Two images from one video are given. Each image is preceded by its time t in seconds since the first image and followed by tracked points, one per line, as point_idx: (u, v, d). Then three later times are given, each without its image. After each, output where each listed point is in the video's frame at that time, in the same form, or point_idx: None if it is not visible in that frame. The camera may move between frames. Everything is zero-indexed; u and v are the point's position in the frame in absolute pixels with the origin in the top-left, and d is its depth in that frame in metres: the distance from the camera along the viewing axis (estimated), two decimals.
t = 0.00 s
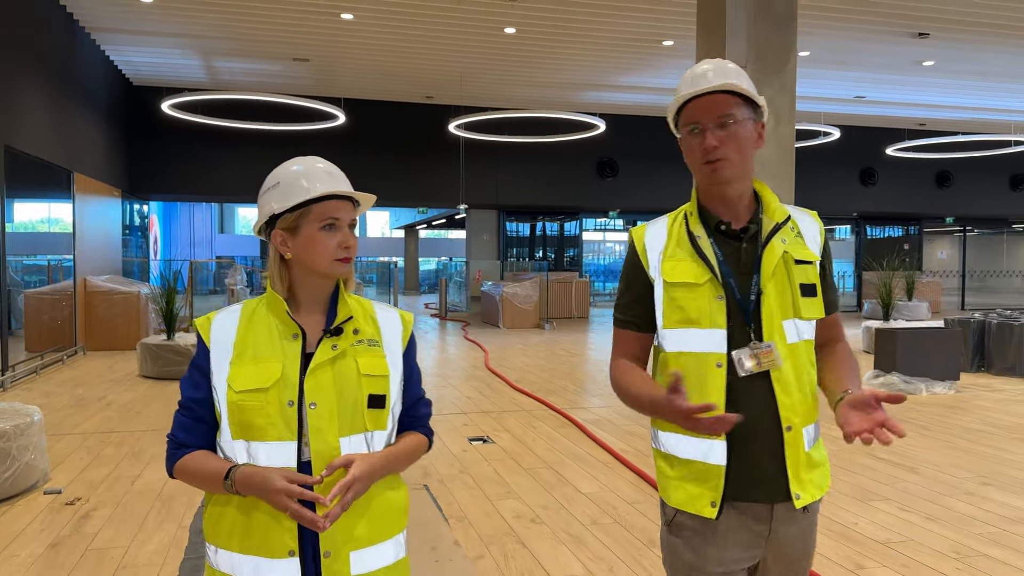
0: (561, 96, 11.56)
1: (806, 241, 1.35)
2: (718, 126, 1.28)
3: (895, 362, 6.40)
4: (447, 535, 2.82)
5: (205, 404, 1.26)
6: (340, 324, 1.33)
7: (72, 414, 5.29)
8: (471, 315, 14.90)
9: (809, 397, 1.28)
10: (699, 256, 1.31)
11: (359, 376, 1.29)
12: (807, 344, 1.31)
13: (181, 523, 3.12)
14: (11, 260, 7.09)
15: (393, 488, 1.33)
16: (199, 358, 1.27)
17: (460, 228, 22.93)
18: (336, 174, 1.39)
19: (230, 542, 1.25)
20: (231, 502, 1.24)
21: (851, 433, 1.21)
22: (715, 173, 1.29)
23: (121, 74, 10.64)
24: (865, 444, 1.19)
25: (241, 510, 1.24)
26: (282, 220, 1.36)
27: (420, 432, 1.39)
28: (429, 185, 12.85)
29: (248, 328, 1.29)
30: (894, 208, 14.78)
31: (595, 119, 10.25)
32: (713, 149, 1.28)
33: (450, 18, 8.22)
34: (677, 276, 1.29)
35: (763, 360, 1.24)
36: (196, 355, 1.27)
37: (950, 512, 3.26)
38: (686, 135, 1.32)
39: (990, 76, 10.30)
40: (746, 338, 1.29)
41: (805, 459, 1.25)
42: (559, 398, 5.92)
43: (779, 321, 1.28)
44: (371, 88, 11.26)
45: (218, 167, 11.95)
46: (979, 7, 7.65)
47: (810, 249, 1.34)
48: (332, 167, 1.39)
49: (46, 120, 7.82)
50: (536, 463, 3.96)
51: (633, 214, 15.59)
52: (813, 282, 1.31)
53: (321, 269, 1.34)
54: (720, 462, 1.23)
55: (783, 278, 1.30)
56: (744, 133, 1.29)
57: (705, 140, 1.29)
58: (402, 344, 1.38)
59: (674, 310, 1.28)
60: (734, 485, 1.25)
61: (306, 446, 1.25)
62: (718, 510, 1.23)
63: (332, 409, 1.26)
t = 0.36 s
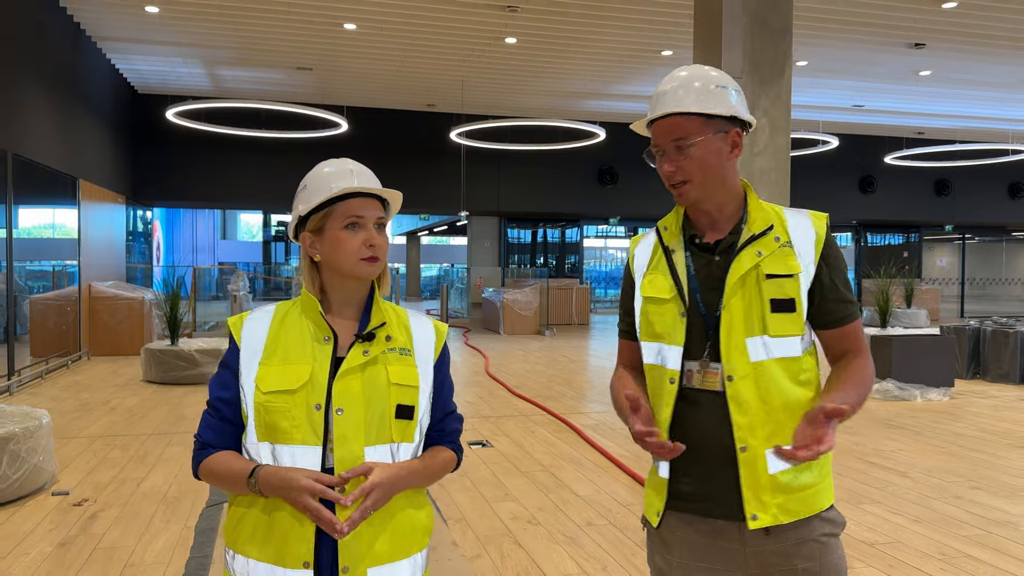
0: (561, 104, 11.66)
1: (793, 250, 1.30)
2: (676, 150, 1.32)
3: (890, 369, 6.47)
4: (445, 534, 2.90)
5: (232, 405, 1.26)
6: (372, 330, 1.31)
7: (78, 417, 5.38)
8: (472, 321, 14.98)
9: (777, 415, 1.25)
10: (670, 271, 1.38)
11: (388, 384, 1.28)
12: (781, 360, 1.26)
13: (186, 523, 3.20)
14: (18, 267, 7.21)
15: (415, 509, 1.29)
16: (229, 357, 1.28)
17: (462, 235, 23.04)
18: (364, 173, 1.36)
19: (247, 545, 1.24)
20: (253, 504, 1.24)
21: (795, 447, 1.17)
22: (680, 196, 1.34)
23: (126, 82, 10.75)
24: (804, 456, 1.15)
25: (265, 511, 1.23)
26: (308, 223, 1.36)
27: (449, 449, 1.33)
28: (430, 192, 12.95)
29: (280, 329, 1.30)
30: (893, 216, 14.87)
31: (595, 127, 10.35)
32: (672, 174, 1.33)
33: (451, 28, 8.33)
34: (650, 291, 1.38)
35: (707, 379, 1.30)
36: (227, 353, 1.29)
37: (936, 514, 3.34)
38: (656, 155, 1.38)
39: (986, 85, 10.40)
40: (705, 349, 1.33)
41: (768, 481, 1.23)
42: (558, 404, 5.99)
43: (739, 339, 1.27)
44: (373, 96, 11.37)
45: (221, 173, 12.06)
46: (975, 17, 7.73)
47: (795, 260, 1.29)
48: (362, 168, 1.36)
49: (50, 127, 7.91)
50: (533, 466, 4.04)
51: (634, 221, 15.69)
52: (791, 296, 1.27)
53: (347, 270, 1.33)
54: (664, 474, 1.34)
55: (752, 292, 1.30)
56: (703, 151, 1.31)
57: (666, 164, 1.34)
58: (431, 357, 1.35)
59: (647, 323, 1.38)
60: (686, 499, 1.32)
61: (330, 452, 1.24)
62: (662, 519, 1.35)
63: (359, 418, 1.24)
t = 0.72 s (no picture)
0: (564, 110, 11.75)
1: (808, 266, 1.24)
2: (682, 166, 1.27)
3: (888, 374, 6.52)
4: (443, 532, 2.99)
5: (240, 415, 1.21)
6: (386, 340, 1.29)
7: (85, 418, 5.47)
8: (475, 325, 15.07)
9: (782, 432, 1.21)
10: (686, 277, 1.38)
11: (404, 395, 1.27)
12: (792, 376, 1.22)
13: (191, 521, 3.28)
14: (27, 270, 7.33)
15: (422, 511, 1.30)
16: (237, 364, 1.22)
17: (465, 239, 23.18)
18: (379, 179, 1.33)
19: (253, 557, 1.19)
20: (263, 515, 1.19)
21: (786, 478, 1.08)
22: (691, 213, 1.31)
23: (133, 87, 10.87)
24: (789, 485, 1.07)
25: (276, 522, 1.19)
26: (322, 227, 1.33)
27: (451, 450, 1.34)
28: (434, 197, 13.04)
29: (292, 336, 1.26)
30: (894, 222, 14.95)
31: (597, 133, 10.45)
32: (681, 191, 1.29)
33: (454, 35, 8.43)
34: (667, 298, 1.38)
35: (712, 393, 1.29)
36: (234, 360, 1.22)
37: (927, 515, 3.41)
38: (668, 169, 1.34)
39: (985, 93, 10.49)
40: (713, 361, 1.32)
41: (769, 498, 1.20)
42: (558, 407, 6.06)
43: (746, 353, 1.25)
44: (377, 102, 11.47)
45: (227, 178, 12.17)
46: (972, 26, 7.82)
47: (809, 277, 1.24)
48: (378, 173, 1.33)
49: (59, 131, 8.02)
50: (532, 467, 4.11)
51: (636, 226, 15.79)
52: (799, 314, 1.23)
53: (359, 278, 1.31)
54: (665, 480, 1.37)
55: (758, 307, 1.27)
56: (710, 169, 1.25)
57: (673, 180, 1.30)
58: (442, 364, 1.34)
59: (665, 328, 1.38)
60: (689, 505, 1.33)
61: (349, 462, 1.22)
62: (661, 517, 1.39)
63: (377, 428, 1.23)
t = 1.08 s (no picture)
0: (566, 113, 11.84)
1: (867, 260, 1.22)
2: (743, 148, 1.29)
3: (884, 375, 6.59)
4: (441, 526, 3.08)
5: (220, 435, 1.16)
6: (367, 344, 1.31)
7: (92, 415, 5.58)
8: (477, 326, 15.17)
9: (832, 432, 1.20)
10: (740, 269, 1.38)
11: (389, 398, 1.31)
12: (843, 376, 1.20)
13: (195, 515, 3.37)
14: (35, 270, 7.45)
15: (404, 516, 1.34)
16: (208, 383, 1.18)
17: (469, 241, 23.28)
18: (353, 177, 1.32)
19: None
20: (254, 538, 1.16)
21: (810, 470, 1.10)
22: (749, 196, 1.31)
23: (139, 90, 10.99)
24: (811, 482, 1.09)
25: (270, 543, 1.16)
26: (300, 230, 1.30)
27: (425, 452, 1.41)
28: (437, 199, 13.14)
29: (269, 348, 1.23)
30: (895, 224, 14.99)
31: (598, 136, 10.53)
32: (741, 173, 1.30)
33: (457, 39, 8.52)
34: (719, 290, 1.39)
35: (769, 390, 1.26)
36: (204, 379, 1.18)
37: (914, 512, 3.47)
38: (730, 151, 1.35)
39: (986, 95, 10.52)
40: (763, 360, 1.32)
41: (819, 502, 1.20)
42: (557, 406, 6.15)
43: (800, 350, 1.25)
44: (380, 105, 11.57)
45: (232, 179, 12.29)
46: (971, 30, 7.88)
47: (868, 271, 1.21)
48: (350, 172, 1.32)
49: (66, 132, 8.11)
50: (529, 464, 4.20)
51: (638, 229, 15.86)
52: (857, 310, 1.20)
53: (344, 281, 1.31)
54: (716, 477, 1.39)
55: (814, 302, 1.26)
56: (771, 151, 1.26)
57: (734, 163, 1.31)
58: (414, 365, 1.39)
59: (716, 321, 1.39)
60: (738, 504, 1.34)
61: (344, 471, 1.24)
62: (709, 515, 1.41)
63: (369, 431, 1.26)
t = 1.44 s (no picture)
0: (565, 112, 11.93)
1: (892, 261, 1.25)
2: (774, 151, 1.31)
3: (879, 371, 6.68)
4: (437, 515, 3.19)
5: (187, 431, 1.13)
6: (333, 331, 1.30)
7: (100, 410, 5.72)
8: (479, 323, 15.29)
9: (847, 425, 1.23)
10: (763, 267, 1.43)
11: (359, 383, 1.30)
12: (862, 372, 1.23)
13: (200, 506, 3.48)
14: (41, 268, 7.60)
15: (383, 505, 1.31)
16: (170, 377, 1.13)
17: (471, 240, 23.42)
18: (316, 166, 1.31)
19: None
20: (227, 535, 1.12)
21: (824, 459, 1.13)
22: (777, 197, 1.34)
23: (143, 90, 11.10)
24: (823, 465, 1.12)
25: (245, 539, 1.12)
26: (267, 219, 1.28)
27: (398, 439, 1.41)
28: (438, 198, 13.24)
29: (233, 340, 1.20)
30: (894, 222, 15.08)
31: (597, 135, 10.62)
32: (771, 175, 1.32)
33: (456, 40, 8.63)
34: (742, 283, 1.44)
35: (790, 383, 1.30)
36: (166, 372, 1.14)
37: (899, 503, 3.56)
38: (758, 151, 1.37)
39: (981, 94, 10.61)
40: (785, 354, 1.36)
41: (834, 494, 1.22)
42: (556, 402, 6.26)
43: (821, 345, 1.27)
44: (382, 104, 11.67)
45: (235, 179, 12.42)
46: (966, 30, 7.98)
47: (892, 272, 1.24)
48: (312, 159, 1.31)
49: (71, 132, 8.25)
50: (525, 457, 4.31)
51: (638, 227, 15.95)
52: (880, 309, 1.23)
53: (314, 271, 1.30)
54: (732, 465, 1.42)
55: (838, 302, 1.28)
56: (802, 154, 1.29)
57: (764, 165, 1.33)
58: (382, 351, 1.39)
59: (736, 315, 1.44)
60: (749, 493, 1.37)
61: (318, 460, 1.20)
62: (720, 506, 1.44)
63: (340, 418, 1.24)
